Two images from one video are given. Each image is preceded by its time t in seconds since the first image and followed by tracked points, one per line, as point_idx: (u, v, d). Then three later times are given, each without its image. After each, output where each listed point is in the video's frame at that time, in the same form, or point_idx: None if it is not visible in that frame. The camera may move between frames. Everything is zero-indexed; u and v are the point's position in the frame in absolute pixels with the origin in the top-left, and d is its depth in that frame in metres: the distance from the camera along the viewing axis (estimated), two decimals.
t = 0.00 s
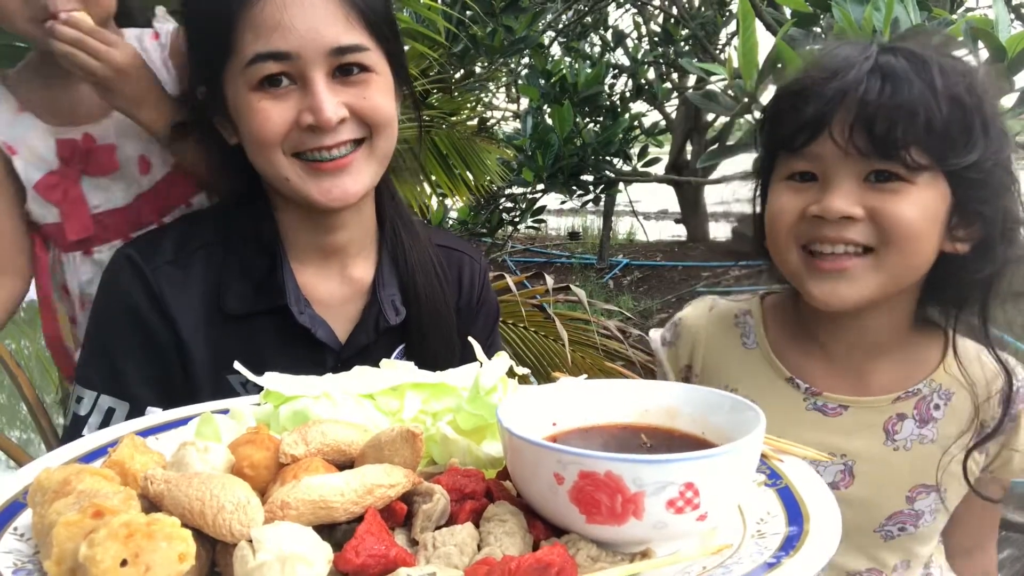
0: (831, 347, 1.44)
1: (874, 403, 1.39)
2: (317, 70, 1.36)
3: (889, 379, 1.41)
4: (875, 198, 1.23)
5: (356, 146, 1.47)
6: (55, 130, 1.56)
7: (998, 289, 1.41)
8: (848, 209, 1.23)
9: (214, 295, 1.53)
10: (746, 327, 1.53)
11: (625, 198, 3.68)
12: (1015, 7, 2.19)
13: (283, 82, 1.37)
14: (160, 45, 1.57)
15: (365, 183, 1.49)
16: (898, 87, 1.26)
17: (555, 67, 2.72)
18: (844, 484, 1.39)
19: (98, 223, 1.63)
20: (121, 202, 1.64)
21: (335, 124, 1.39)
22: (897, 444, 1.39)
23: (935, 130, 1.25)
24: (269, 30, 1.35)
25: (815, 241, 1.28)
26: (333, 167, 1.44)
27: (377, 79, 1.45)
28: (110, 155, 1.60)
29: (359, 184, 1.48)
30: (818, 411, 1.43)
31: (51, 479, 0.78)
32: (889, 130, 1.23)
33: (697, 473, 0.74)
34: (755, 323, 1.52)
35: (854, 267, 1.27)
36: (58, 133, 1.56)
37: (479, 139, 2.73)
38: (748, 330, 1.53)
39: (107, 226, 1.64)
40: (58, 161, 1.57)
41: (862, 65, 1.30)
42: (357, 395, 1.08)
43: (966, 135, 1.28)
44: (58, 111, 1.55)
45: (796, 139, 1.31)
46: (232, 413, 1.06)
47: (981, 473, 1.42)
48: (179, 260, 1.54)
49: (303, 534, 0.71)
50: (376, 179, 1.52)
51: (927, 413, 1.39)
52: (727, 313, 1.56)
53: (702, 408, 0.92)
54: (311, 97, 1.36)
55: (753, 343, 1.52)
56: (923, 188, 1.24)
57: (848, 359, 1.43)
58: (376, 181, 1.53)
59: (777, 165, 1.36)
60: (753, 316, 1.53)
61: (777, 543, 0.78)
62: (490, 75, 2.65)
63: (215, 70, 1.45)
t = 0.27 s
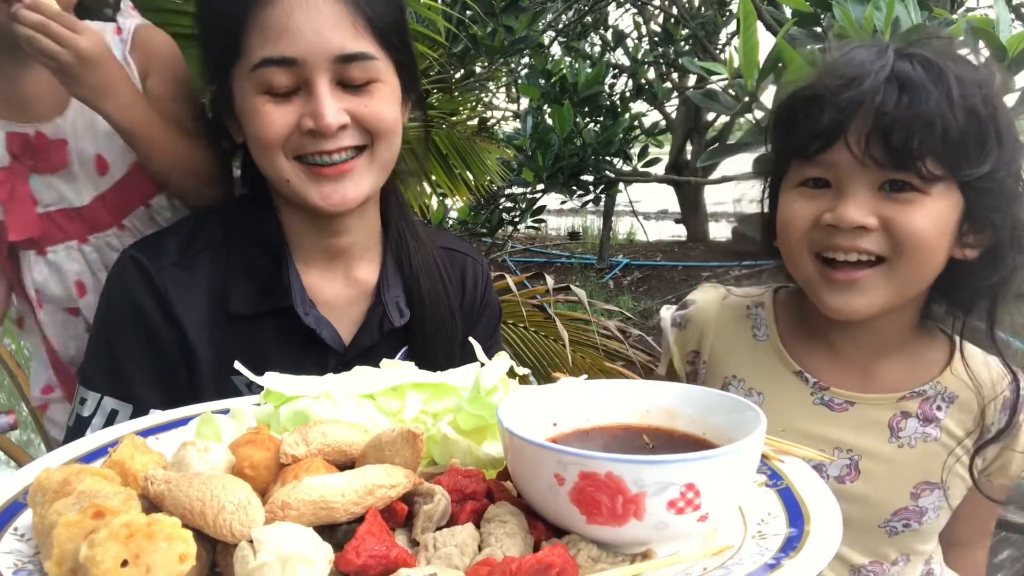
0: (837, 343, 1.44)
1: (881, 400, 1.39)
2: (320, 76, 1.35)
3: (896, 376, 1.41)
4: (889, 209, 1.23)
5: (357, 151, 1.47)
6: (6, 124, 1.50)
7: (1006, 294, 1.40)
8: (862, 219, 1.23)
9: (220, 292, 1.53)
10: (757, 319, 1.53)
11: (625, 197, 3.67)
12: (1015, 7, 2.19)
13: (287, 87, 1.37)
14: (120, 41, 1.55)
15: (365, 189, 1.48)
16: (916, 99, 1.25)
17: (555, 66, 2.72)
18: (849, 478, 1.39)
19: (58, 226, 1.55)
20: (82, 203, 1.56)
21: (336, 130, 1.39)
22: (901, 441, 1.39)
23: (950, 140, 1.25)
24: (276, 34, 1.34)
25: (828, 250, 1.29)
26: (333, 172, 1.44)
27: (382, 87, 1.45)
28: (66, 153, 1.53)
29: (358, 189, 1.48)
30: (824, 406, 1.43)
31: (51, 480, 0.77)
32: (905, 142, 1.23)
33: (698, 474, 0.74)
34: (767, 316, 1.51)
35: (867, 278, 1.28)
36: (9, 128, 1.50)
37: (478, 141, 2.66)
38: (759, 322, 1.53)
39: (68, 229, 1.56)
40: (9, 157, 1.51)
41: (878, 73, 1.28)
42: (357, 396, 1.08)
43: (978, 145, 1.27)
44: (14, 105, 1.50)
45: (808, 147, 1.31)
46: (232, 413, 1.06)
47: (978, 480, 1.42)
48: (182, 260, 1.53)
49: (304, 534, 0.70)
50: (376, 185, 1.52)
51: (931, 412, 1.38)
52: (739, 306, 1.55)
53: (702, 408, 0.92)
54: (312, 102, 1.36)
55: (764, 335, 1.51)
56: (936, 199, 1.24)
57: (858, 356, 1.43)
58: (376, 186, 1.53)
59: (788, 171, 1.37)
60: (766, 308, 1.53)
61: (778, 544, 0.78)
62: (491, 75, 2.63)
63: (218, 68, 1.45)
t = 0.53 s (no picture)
0: (840, 343, 1.44)
1: (885, 398, 1.39)
2: (331, 92, 1.35)
3: (899, 375, 1.41)
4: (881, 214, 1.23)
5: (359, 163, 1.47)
6: None
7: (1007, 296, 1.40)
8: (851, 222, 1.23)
9: (223, 284, 1.53)
10: (763, 315, 1.53)
11: (625, 197, 3.68)
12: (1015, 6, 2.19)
13: (297, 100, 1.37)
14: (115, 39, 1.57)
15: (359, 199, 1.49)
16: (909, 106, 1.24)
17: (555, 67, 2.72)
18: (853, 474, 1.39)
19: (33, 213, 1.56)
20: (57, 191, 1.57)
21: (341, 146, 1.39)
22: (904, 438, 1.39)
23: (943, 147, 1.24)
24: (292, 49, 1.34)
25: (821, 249, 1.29)
26: (334, 182, 1.44)
27: (389, 104, 1.45)
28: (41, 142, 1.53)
29: (354, 200, 1.49)
30: (829, 403, 1.43)
31: (49, 479, 0.78)
32: (898, 147, 1.22)
33: (693, 472, 0.75)
34: (773, 313, 1.52)
35: (860, 275, 1.28)
36: None
37: (478, 141, 2.64)
38: (765, 318, 1.53)
39: (44, 216, 1.57)
40: None
41: (875, 78, 1.27)
42: (355, 396, 1.08)
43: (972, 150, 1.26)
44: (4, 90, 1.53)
45: (806, 149, 1.30)
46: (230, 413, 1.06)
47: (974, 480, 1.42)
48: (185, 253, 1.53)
49: (301, 533, 0.71)
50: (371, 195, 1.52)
51: (933, 411, 1.39)
52: (746, 302, 1.56)
53: (699, 407, 0.92)
54: (320, 116, 1.36)
55: (769, 331, 1.52)
56: (930, 204, 1.25)
57: (861, 357, 1.43)
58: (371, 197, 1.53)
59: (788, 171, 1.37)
60: (771, 305, 1.53)
61: (773, 542, 0.78)
62: (491, 75, 2.62)
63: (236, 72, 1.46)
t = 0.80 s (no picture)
0: (838, 344, 1.44)
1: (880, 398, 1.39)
2: (369, 116, 1.37)
3: (898, 375, 1.40)
4: (845, 211, 1.23)
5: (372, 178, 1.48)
6: None
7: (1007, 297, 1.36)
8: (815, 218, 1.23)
9: (209, 280, 1.52)
10: (765, 316, 1.53)
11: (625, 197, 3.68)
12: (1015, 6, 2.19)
13: (333, 119, 1.37)
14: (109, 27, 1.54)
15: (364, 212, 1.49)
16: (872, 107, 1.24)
17: (555, 66, 2.72)
18: (857, 476, 1.40)
19: (20, 194, 1.56)
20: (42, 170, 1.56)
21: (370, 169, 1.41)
22: (907, 439, 1.39)
23: (908, 147, 1.22)
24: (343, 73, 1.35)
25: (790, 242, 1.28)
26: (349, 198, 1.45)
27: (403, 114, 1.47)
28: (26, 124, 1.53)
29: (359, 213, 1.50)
30: (830, 401, 1.43)
31: (50, 480, 0.78)
32: (863, 146, 1.22)
33: (696, 474, 0.75)
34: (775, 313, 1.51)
35: (818, 272, 1.26)
36: None
37: (479, 142, 2.68)
38: (766, 317, 1.52)
39: (32, 198, 1.57)
40: None
41: (866, 78, 1.27)
42: (357, 396, 1.08)
43: (946, 146, 1.23)
44: None
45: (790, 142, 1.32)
46: (232, 413, 1.06)
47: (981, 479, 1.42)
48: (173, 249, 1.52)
49: (302, 534, 0.71)
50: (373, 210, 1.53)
51: (937, 412, 1.38)
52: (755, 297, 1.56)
53: (701, 408, 0.92)
54: (358, 138, 1.37)
55: (771, 332, 1.51)
56: (887, 203, 1.23)
57: (858, 359, 1.43)
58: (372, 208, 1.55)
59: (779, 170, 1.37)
60: (772, 305, 1.53)
61: (776, 543, 0.78)
62: (491, 75, 2.59)
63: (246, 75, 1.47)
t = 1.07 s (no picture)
0: (824, 346, 1.45)
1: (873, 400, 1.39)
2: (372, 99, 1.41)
3: (886, 380, 1.39)
4: (792, 209, 1.30)
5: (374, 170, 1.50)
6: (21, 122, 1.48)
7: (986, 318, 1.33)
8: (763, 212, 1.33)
9: (202, 278, 1.54)
10: (762, 323, 1.56)
11: (625, 198, 3.68)
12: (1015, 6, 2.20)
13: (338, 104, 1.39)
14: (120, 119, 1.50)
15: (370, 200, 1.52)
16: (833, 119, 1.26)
17: (555, 66, 2.73)
18: (840, 476, 1.41)
19: (58, 221, 1.55)
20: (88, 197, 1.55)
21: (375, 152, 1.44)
22: (891, 444, 1.38)
23: (859, 164, 1.25)
24: (348, 56, 1.37)
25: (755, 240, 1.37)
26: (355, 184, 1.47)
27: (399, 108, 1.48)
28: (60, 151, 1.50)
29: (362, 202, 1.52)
30: (814, 403, 1.45)
31: (49, 480, 0.78)
32: (814, 155, 1.27)
33: (691, 472, 0.75)
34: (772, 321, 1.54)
35: (770, 268, 1.34)
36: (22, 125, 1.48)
37: (480, 142, 2.67)
38: (762, 325, 1.55)
39: (68, 225, 1.56)
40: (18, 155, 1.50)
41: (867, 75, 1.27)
42: (355, 396, 1.08)
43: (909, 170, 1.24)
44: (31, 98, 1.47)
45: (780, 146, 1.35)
46: (229, 413, 1.06)
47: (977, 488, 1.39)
48: (163, 246, 1.54)
49: (298, 534, 0.71)
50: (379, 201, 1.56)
51: (924, 419, 1.36)
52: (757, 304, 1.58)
53: (698, 406, 0.93)
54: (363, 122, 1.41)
55: (764, 338, 1.55)
56: (829, 212, 1.28)
57: (847, 364, 1.43)
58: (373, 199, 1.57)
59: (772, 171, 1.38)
60: (771, 313, 1.55)
61: (772, 541, 0.78)
62: (491, 76, 2.62)
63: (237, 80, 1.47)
